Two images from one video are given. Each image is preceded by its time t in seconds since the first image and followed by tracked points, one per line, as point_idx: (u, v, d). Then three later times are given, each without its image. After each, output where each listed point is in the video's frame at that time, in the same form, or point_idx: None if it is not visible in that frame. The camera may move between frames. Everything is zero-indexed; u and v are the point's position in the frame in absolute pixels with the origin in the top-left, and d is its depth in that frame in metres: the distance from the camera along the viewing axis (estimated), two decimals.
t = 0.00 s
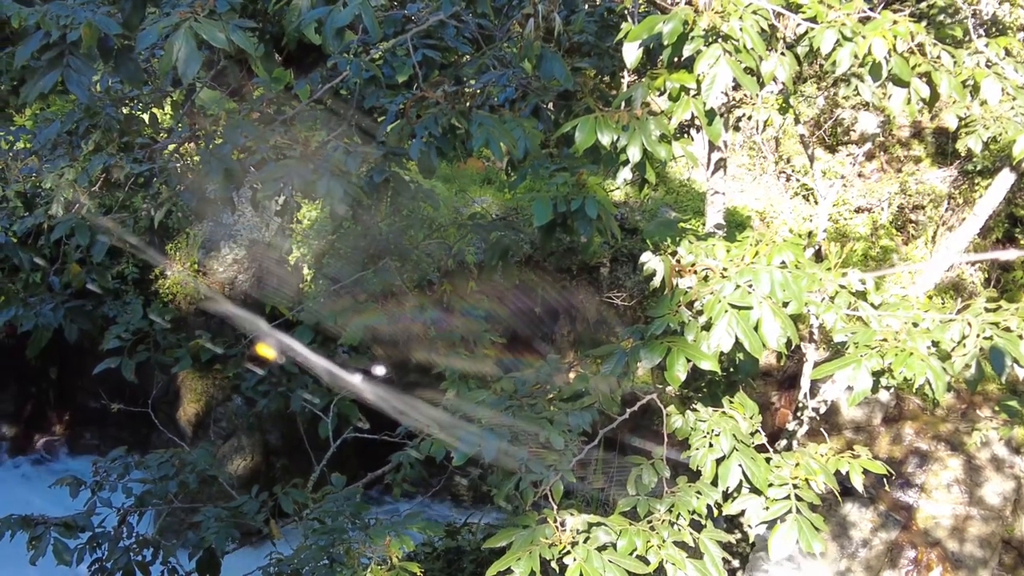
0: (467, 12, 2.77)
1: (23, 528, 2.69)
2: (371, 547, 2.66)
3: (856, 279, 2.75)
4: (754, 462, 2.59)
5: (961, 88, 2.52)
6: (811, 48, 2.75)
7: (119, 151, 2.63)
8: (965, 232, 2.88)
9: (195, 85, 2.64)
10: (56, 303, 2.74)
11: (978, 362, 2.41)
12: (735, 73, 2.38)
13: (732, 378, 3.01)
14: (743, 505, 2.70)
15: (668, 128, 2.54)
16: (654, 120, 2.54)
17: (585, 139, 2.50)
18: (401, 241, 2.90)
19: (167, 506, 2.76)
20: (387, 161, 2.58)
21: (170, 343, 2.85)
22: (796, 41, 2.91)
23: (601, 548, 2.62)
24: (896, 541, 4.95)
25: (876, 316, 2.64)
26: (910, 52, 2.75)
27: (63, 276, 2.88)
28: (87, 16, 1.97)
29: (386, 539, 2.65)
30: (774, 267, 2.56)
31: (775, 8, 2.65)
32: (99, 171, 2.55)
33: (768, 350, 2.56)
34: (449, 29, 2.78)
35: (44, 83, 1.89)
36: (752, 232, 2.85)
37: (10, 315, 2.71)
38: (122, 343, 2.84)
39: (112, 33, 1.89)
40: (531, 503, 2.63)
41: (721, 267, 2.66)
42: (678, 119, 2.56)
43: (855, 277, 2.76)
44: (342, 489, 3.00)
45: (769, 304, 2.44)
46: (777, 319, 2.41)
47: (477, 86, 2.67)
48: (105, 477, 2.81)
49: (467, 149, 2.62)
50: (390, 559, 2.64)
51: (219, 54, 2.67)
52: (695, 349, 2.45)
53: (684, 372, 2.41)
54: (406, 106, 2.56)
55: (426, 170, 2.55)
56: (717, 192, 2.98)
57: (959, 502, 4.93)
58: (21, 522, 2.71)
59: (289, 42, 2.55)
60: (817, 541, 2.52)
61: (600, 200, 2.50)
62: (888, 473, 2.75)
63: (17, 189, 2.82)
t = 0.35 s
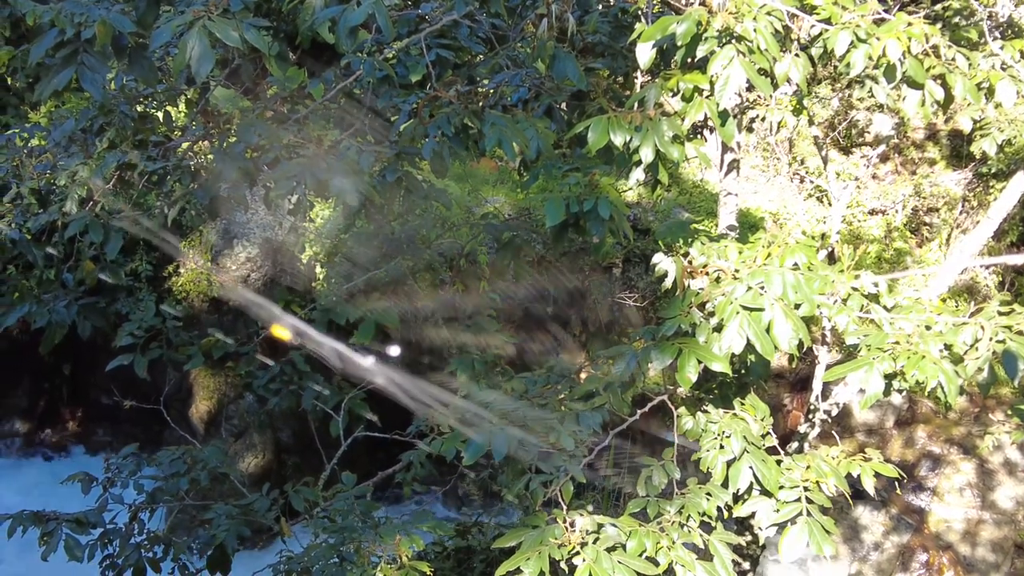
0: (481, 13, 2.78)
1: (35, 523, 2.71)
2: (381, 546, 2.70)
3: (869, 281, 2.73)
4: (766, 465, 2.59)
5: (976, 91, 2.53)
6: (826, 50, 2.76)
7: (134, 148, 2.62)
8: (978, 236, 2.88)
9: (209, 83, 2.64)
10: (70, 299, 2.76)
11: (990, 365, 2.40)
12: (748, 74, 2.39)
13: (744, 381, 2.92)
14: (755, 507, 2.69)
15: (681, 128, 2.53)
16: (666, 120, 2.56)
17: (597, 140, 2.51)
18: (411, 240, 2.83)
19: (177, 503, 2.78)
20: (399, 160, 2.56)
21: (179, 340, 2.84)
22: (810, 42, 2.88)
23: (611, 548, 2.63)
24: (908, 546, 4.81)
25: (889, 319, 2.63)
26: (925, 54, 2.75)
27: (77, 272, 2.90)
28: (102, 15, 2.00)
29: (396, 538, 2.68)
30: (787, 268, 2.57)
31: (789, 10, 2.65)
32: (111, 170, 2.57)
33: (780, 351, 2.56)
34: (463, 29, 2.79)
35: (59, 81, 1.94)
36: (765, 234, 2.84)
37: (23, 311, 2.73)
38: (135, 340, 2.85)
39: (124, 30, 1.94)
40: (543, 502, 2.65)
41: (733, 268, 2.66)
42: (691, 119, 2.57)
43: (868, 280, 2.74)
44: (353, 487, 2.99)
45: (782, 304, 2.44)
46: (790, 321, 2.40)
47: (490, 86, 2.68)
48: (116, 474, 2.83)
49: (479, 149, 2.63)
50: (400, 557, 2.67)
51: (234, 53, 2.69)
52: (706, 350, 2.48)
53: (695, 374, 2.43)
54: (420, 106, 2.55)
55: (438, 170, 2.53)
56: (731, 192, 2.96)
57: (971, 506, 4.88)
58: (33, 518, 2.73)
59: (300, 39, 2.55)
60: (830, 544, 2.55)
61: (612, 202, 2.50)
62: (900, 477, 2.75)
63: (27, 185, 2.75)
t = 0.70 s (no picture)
0: (504, 8, 2.77)
1: (54, 520, 2.77)
2: (398, 546, 2.75)
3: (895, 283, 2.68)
4: (786, 470, 2.68)
5: (1006, 90, 2.51)
6: (853, 50, 2.73)
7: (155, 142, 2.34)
8: (1011, 235, 2.92)
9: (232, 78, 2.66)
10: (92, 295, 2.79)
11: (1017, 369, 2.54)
12: (772, 74, 2.42)
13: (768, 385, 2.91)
14: (771, 515, 2.66)
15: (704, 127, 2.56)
16: (689, 119, 2.57)
17: (620, 140, 2.49)
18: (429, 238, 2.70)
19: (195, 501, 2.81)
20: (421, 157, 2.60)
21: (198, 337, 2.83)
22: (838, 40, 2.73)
23: (627, 551, 2.67)
24: (935, 552, 4.06)
25: (915, 323, 2.56)
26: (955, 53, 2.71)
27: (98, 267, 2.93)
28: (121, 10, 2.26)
29: (412, 538, 2.74)
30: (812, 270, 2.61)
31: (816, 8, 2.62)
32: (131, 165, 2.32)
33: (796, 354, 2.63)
34: (486, 26, 2.78)
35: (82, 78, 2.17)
36: (789, 236, 2.85)
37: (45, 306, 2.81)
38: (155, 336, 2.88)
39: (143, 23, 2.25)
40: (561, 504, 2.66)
41: (756, 271, 2.68)
42: (715, 117, 2.62)
43: (895, 282, 2.70)
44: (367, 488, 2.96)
45: (805, 308, 2.50)
46: (813, 324, 2.48)
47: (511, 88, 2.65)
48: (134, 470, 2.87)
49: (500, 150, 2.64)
50: (416, 558, 2.73)
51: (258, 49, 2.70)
52: (728, 352, 2.60)
53: (716, 376, 2.58)
54: (440, 102, 2.68)
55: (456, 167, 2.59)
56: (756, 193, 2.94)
57: (1002, 514, 4.11)
58: (51, 515, 2.80)
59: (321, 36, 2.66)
60: (851, 551, 2.57)
61: (633, 203, 2.56)
62: (924, 483, 2.75)
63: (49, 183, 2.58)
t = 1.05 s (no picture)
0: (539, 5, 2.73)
1: (81, 513, 2.73)
2: (424, 546, 2.73)
3: (933, 289, 2.59)
4: (820, 477, 2.56)
5: None
6: (893, 51, 2.68)
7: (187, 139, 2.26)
8: None
9: (264, 73, 2.64)
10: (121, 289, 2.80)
11: None
12: (810, 74, 2.38)
13: (802, 389, 2.86)
14: (801, 522, 2.60)
15: (739, 127, 2.53)
16: (725, 119, 2.53)
17: (653, 140, 2.47)
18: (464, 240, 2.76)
19: (222, 496, 2.81)
20: (453, 156, 2.71)
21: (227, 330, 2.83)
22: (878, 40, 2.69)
23: (654, 556, 2.60)
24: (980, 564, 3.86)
25: (953, 329, 2.50)
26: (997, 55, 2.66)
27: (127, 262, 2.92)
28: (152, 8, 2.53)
29: (439, 538, 2.72)
30: (848, 275, 2.52)
31: (857, 8, 2.57)
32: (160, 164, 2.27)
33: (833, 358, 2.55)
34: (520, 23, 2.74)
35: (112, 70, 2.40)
36: (825, 238, 2.70)
37: (74, 298, 2.84)
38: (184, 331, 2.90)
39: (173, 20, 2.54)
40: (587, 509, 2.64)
41: (792, 274, 2.58)
42: (751, 118, 2.58)
43: (933, 287, 2.60)
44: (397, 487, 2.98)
45: (840, 313, 2.44)
46: (850, 330, 2.41)
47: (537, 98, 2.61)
48: (161, 465, 2.85)
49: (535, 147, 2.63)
50: (443, 559, 2.71)
51: (290, 44, 2.68)
52: (761, 356, 2.55)
53: (749, 380, 2.54)
54: (473, 102, 2.70)
55: (490, 165, 2.71)
56: (788, 193, 2.81)
57: None
58: (79, 507, 2.75)
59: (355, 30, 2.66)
60: (884, 559, 2.53)
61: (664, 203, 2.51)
62: (960, 492, 2.68)
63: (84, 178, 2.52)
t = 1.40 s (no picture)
0: (583, 4, 2.74)
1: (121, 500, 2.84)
2: (457, 542, 2.77)
3: (976, 296, 2.53)
4: (857, 483, 2.55)
5: None
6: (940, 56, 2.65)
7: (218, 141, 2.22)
8: None
9: (310, 68, 2.67)
10: (165, 279, 2.84)
11: None
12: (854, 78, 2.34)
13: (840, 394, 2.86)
14: (837, 529, 2.58)
15: (782, 130, 2.52)
16: (768, 122, 2.52)
17: (696, 141, 2.46)
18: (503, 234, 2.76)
19: (259, 486, 2.85)
20: (494, 153, 2.72)
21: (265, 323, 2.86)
22: (926, 44, 2.67)
23: (688, 557, 2.59)
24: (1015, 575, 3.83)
25: (996, 337, 2.45)
26: None
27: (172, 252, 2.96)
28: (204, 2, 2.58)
29: (472, 534, 2.77)
30: (890, 280, 2.49)
31: (904, 11, 2.55)
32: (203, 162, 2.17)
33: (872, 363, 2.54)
34: (564, 22, 2.74)
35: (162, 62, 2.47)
36: (867, 243, 2.68)
37: (119, 287, 2.89)
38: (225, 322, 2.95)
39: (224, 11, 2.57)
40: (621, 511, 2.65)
41: (832, 279, 2.57)
42: (794, 121, 2.54)
43: (975, 295, 2.55)
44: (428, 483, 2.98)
45: (881, 319, 2.40)
46: (891, 336, 2.36)
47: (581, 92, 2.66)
48: (200, 454, 2.90)
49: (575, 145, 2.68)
50: (475, 555, 2.74)
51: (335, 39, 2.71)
52: (800, 361, 2.52)
53: (787, 385, 2.50)
54: (515, 100, 2.70)
55: (531, 163, 2.73)
56: (832, 196, 2.76)
57: None
58: (118, 494, 2.86)
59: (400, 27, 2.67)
60: (919, 567, 2.51)
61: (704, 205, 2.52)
62: (998, 502, 2.66)
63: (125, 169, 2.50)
